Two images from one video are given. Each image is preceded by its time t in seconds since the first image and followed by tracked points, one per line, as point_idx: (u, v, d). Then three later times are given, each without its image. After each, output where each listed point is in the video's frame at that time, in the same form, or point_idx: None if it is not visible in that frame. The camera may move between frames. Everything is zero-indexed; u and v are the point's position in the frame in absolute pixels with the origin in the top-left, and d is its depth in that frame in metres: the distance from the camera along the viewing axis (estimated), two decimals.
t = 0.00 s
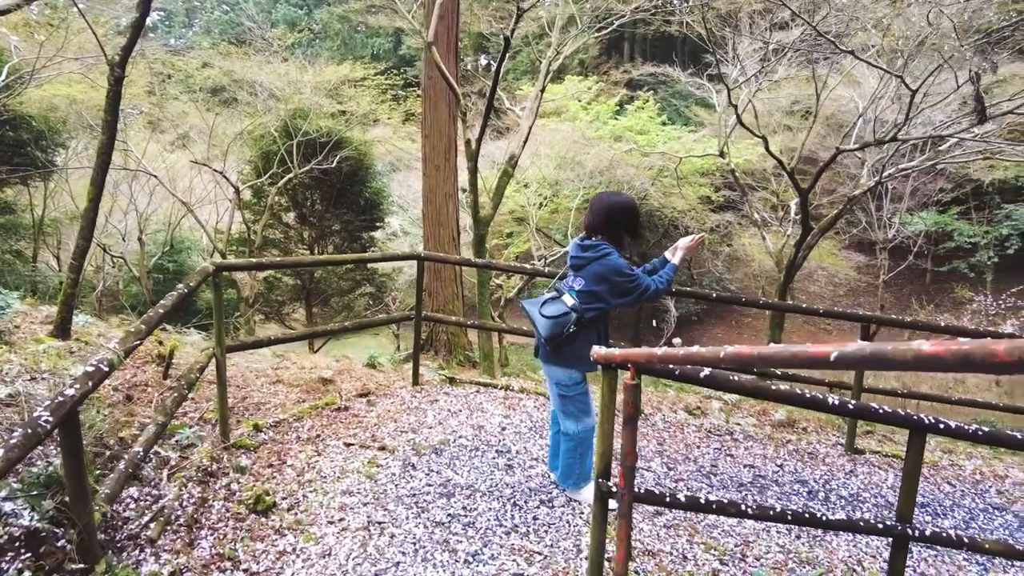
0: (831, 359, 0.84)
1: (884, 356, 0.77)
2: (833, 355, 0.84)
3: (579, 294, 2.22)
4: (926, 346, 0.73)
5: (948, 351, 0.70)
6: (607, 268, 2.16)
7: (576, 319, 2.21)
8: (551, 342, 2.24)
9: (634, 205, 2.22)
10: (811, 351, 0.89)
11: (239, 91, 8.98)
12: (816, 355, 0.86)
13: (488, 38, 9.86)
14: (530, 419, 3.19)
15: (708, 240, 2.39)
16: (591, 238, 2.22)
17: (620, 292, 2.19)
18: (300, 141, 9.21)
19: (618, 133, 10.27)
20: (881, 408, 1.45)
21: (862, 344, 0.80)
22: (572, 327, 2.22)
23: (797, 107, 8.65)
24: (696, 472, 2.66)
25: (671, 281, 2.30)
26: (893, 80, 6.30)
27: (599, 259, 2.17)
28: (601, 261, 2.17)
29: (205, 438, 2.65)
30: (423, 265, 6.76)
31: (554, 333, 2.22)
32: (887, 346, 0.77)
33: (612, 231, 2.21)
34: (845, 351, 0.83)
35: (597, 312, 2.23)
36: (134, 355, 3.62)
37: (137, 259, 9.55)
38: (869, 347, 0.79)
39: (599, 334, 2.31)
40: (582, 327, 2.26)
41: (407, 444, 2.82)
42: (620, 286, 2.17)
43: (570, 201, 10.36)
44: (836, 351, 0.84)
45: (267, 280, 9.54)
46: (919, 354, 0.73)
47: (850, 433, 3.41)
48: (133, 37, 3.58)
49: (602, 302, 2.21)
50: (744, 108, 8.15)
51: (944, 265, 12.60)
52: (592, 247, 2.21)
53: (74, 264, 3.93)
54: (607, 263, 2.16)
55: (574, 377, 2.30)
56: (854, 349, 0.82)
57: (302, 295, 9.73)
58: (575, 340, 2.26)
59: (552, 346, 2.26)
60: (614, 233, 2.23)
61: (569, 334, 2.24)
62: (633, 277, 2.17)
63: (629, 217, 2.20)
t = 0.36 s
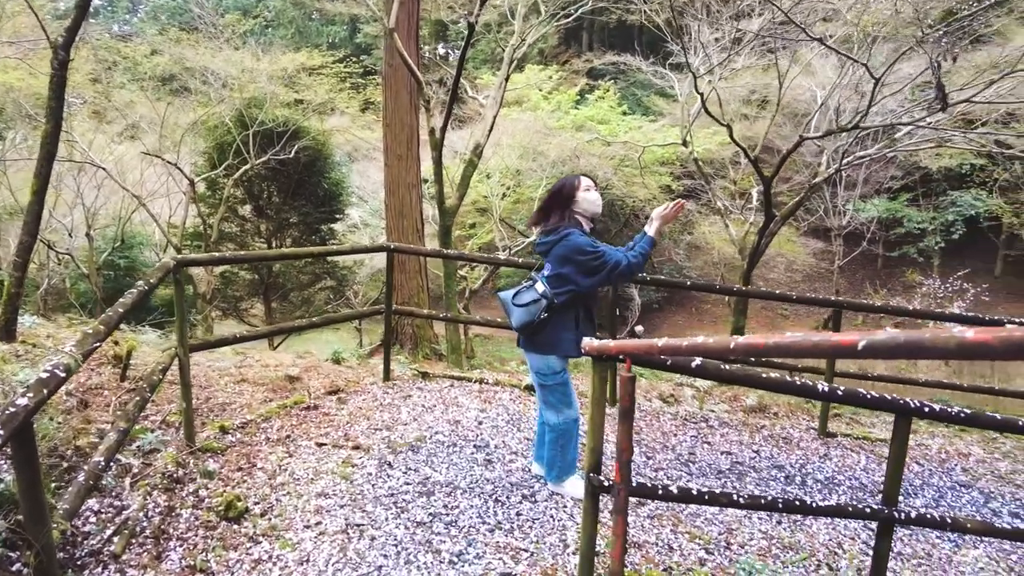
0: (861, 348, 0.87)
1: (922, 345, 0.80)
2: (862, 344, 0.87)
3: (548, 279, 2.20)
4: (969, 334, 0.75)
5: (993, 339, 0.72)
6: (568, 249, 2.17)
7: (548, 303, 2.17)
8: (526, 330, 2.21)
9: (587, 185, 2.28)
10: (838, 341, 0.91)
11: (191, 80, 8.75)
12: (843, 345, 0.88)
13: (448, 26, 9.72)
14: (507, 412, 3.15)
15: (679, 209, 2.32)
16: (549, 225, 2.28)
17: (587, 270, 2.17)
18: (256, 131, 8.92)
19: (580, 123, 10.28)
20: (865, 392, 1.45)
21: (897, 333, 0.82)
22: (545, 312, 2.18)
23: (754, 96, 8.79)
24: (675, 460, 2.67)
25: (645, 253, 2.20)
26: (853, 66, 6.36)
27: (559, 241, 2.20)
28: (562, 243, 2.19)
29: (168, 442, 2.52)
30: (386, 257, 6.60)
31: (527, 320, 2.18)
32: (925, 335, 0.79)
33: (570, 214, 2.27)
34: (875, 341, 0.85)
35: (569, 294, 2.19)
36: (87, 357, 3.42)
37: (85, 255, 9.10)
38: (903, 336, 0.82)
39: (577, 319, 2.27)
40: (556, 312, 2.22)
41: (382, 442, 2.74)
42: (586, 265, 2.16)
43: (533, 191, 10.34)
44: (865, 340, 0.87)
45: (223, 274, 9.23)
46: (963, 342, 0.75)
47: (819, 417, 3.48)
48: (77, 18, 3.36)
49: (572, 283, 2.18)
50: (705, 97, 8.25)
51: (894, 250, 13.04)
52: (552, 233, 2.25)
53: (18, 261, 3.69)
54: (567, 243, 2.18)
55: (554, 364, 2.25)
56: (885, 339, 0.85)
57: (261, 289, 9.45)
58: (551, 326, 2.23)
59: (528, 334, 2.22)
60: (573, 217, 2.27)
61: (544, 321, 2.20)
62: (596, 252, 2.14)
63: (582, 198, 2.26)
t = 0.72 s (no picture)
0: (890, 341, 0.84)
1: (959, 338, 0.77)
2: (892, 337, 0.84)
3: (518, 267, 2.16)
4: (1015, 327, 0.73)
5: None
6: (535, 235, 2.11)
7: (517, 291, 2.15)
8: (498, 320, 2.20)
9: (558, 168, 2.21)
10: (863, 334, 0.88)
11: (139, 66, 8.30)
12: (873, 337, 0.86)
13: (409, 11, 9.47)
14: (483, 405, 3.10)
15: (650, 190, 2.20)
16: (520, 212, 2.22)
17: (553, 257, 2.09)
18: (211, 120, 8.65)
19: (543, 110, 10.21)
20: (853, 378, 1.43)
21: (931, 327, 0.79)
22: (515, 300, 2.16)
23: (716, 83, 8.84)
24: (654, 449, 2.66)
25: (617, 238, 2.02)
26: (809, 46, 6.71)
27: (526, 227, 2.14)
28: (529, 229, 2.13)
29: (129, 448, 2.39)
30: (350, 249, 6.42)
31: (497, 309, 2.19)
32: (965, 328, 0.77)
33: (540, 200, 2.21)
34: (906, 333, 0.83)
35: (538, 282, 2.13)
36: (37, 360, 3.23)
37: (30, 252, 8.65)
38: (936, 331, 0.79)
39: (551, 307, 2.21)
40: (527, 301, 2.18)
41: (355, 441, 2.66)
42: (552, 252, 2.08)
43: (497, 179, 10.25)
44: (894, 332, 0.84)
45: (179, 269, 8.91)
46: (1010, 336, 0.73)
47: (790, 401, 3.53)
48: None
49: (539, 270, 2.12)
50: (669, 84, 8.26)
51: (850, 234, 13.40)
52: (521, 220, 2.20)
53: None
54: (533, 229, 2.12)
55: (528, 353, 2.20)
56: (915, 333, 0.82)
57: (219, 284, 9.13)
58: (522, 316, 2.19)
59: (501, 324, 2.21)
60: (544, 203, 2.21)
61: (515, 309, 2.18)
62: (563, 238, 2.06)
63: (552, 183, 2.19)
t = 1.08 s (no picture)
0: (930, 337, 0.82)
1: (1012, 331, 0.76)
2: (933, 332, 0.82)
3: (503, 256, 2.10)
4: None
5: None
6: (520, 223, 2.05)
7: (501, 281, 2.09)
8: (481, 310, 2.14)
9: (544, 154, 2.14)
10: (899, 328, 0.87)
11: (98, 48, 7.95)
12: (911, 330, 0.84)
13: None
14: (469, 396, 3.05)
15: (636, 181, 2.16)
16: (505, 199, 2.16)
17: (538, 247, 2.03)
18: (178, 105, 8.42)
19: (518, 93, 10.09)
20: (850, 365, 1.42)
21: (978, 320, 0.78)
22: (499, 290, 2.10)
23: (694, 66, 8.80)
24: (643, 435, 2.65)
25: (604, 230, 2.01)
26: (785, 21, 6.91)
27: (511, 215, 2.08)
28: (513, 217, 2.07)
29: (101, 450, 2.29)
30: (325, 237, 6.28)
31: (480, 299, 2.12)
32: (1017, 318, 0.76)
33: (525, 186, 2.14)
34: (949, 325, 0.81)
35: (523, 271, 2.07)
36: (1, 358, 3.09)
37: None
38: (985, 323, 0.78)
39: (535, 298, 2.16)
40: (512, 291, 2.12)
41: (339, 436, 2.59)
42: (537, 241, 2.03)
43: (473, 164, 10.14)
44: (934, 326, 0.83)
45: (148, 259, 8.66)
46: None
47: (773, 384, 3.55)
48: None
49: (524, 260, 2.06)
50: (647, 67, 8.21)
51: (823, 216, 13.57)
52: (506, 207, 2.13)
53: None
54: (518, 218, 2.05)
55: (514, 344, 2.14)
56: (958, 326, 0.80)
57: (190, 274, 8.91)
58: (507, 306, 2.13)
59: (485, 314, 2.15)
60: (530, 191, 2.14)
61: (499, 300, 2.12)
62: (549, 227, 2.00)
63: (538, 169, 2.12)
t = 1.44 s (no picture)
0: (1010, 331, 0.75)
1: None
2: (1013, 325, 0.74)
3: (494, 252, 2.03)
4: None
5: None
6: (509, 218, 1.98)
7: (492, 277, 2.02)
8: (472, 307, 2.08)
9: (534, 144, 2.05)
10: (970, 322, 0.77)
11: (69, 40, 7.70)
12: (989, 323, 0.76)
13: None
14: (462, 395, 2.98)
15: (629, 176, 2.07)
16: (495, 192, 2.08)
17: (528, 244, 1.95)
18: (153, 99, 8.20)
19: (501, 87, 9.99)
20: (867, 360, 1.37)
21: None
22: (490, 286, 2.04)
23: (678, 59, 8.75)
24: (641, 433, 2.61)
25: (596, 227, 1.91)
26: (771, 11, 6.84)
27: (500, 210, 2.00)
28: (503, 211, 2.00)
29: (77, 459, 2.18)
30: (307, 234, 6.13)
31: (471, 296, 2.06)
32: None
33: (516, 178, 2.06)
34: None
35: (514, 267, 2.00)
36: None
37: None
38: None
39: (528, 294, 2.09)
40: (503, 288, 2.05)
41: (329, 439, 2.51)
42: (527, 237, 1.95)
43: (456, 158, 10.03)
44: (1012, 320, 0.75)
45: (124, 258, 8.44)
46: None
47: (767, 378, 3.53)
48: None
49: (514, 257, 1.99)
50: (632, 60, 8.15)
51: (805, 209, 13.66)
52: (496, 201, 2.06)
53: None
54: (507, 212, 1.98)
55: (508, 341, 2.08)
56: None
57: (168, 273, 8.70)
58: (499, 303, 2.06)
59: (476, 311, 2.09)
60: (519, 183, 2.06)
61: (490, 297, 2.06)
62: (539, 223, 1.93)
63: (527, 160, 2.04)
